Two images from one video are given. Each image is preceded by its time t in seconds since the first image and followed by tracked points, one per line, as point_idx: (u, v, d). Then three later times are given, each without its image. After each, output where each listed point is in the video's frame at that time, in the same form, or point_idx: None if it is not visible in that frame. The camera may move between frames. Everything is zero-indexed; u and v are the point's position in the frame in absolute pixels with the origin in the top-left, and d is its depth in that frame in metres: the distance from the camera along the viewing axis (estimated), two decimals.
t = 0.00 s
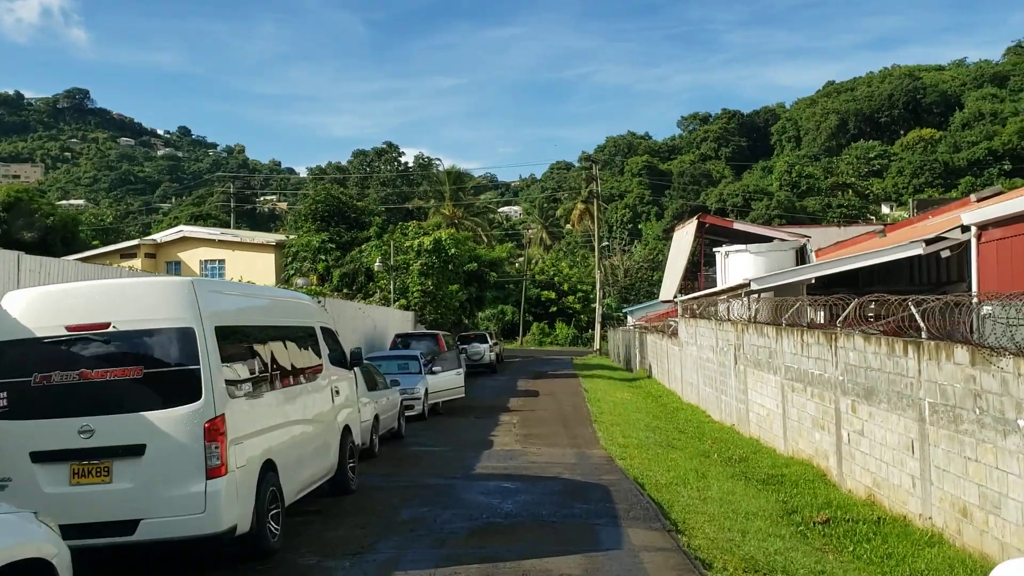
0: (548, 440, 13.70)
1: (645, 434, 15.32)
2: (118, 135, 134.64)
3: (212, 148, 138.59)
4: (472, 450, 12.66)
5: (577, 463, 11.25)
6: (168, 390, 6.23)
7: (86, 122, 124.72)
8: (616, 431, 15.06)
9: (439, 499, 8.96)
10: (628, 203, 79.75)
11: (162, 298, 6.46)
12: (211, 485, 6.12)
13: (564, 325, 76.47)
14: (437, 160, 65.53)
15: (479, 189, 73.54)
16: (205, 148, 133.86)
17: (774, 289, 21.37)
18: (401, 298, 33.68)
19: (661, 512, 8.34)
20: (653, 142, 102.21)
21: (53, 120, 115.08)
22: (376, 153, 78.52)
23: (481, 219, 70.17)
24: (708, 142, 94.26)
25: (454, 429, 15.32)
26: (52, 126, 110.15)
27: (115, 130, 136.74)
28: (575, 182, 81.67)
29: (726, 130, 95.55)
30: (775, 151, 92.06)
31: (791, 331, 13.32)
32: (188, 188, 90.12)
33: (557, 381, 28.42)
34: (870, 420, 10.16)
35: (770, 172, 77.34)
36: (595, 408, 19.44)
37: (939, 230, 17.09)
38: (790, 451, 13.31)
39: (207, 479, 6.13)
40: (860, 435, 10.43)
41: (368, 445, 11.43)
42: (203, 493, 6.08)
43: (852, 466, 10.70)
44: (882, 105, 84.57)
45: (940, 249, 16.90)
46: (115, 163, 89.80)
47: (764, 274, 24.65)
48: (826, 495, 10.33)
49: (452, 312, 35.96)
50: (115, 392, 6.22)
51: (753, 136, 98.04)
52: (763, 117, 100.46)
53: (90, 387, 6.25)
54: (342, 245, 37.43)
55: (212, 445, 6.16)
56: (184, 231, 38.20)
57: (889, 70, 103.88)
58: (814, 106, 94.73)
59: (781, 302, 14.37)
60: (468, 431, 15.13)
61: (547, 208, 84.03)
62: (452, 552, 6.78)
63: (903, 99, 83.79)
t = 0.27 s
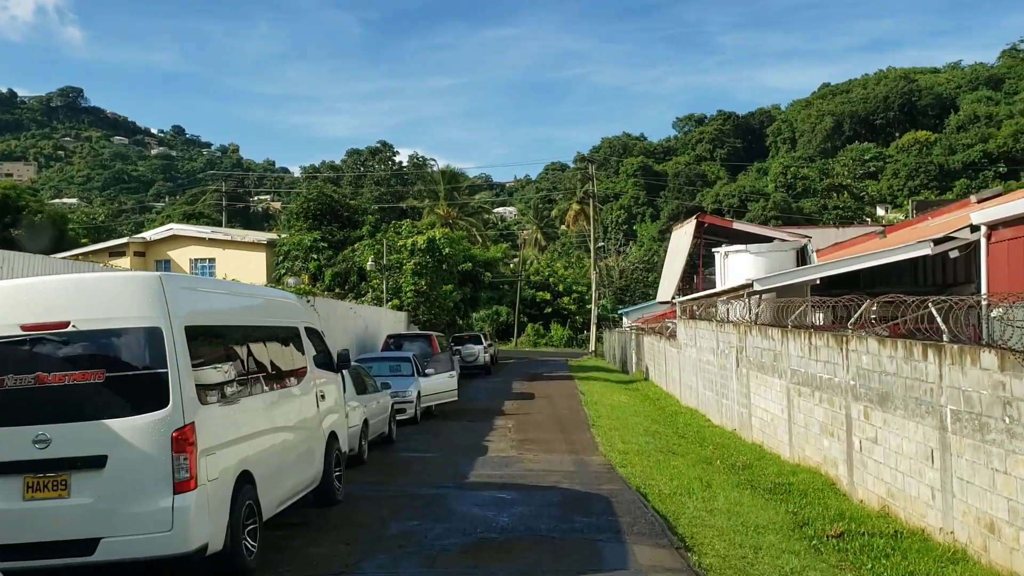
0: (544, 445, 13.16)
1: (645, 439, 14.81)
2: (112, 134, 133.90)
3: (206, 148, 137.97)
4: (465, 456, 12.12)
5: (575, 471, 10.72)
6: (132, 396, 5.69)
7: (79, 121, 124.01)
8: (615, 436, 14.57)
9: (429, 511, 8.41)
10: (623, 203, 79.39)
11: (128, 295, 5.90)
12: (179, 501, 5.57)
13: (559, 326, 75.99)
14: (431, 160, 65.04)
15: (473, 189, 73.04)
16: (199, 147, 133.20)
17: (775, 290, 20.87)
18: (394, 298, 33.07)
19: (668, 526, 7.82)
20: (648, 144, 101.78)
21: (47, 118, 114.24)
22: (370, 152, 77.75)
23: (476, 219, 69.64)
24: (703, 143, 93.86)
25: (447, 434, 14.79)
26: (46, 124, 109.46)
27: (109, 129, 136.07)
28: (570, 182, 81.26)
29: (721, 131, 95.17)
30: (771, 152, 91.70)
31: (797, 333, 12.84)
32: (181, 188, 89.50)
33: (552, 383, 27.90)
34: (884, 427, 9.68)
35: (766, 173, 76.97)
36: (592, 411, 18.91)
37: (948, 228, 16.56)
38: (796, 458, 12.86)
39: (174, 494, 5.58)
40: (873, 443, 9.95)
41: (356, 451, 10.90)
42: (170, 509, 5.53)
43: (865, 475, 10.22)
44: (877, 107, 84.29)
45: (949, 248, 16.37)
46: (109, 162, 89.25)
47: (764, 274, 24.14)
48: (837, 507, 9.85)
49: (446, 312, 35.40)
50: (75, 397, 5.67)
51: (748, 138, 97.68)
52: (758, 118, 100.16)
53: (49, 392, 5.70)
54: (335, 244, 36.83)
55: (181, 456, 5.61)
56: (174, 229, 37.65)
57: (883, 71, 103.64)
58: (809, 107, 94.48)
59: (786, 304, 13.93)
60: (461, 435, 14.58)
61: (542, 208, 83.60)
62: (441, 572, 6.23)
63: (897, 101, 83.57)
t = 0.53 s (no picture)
0: (540, 449, 12.62)
1: (645, 442, 14.27)
2: (105, 131, 132.98)
3: (201, 146, 137.26)
4: (458, 461, 11.58)
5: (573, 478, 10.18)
6: (88, 399, 5.15)
7: (73, 119, 123.23)
8: (615, 439, 14.05)
9: (418, 522, 7.86)
10: (618, 203, 78.95)
11: (85, 289, 5.34)
12: (138, 516, 5.02)
13: (554, 325, 75.46)
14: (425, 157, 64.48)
15: (468, 187, 72.47)
16: (193, 145, 132.45)
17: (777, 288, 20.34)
18: (387, 296, 32.43)
19: (674, 539, 7.29)
20: (643, 143, 101.28)
21: (40, 115, 113.36)
22: (364, 149, 77.22)
23: (471, 217, 69.02)
24: (698, 143, 93.36)
25: (439, 436, 14.24)
26: (39, 122, 108.66)
27: (103, 126, 135.24)
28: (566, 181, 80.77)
29: (717, 131, 94.71)
30: (766, 152, 91.28)
31: (804, 333, 12.33)
32: (175, 185, 88.84)
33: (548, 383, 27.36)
34: (900, 431, 9.17)
35: (761, 173, 76.48)
36: (589, 413, 18.36)
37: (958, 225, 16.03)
38: (803, 463, 12.36)
39: (133, 509, 5.03)
40: (888, 448, 9.44)
41: (343, 455, 10.37)
42: (129, 525, 4.99)
43: (879, 481, 9.71)
44: (873, 107, 83.91)
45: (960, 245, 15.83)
46: (103, 159, 88.60)
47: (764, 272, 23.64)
48: (850, 515, 9.34)
49: (440, 311, 34.83)
50: (25, 401, 5.12)
51: (743, 137, 97.23)
52: (753, 118, 99.75)
53: None
54: (327, 242, 36.20)
55: (140, 466, 5.07)
56: (164, 226, 37.12)
57: (879, 72, 103.42)
58: (805, 107, 94.13)
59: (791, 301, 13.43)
60: (454, 438, 14.03)
61: (537, 207, 83.11)
62: None
63: (892, 101, 83.23)
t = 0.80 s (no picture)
0: (541, 455, 12.07)
1: (649, 447, 13.74)
2: (104, 131, 132.37)
3: (200, 146, 136.84)
4: (455, 468, 11.01)
5: (576, 487, 9.62)
6: (41, 407, 4.60)
7: (74, 119, 123.12)
8: (619, 444, 13.51)
9: (411, 537, 7.30)
10: (617, 203, 78.48)
11: (35, 284, 4.73)
12: (91, 540, 4.46)
13: (553, 326, 74.96)
14: (424, 157, 64.01)
15: (467, 186, 71.93)
16: (192, 145, 132.06)
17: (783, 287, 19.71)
18: (384, 296, 31.83)
19: (689, 558, 6.76)
20: (642, 143, 100.78)
21: (37, 115, 112.77)
22: (362, 148, 76.80)
23: (470, 217, 68.47)
24: (697, 143, 92.86)
25: (436, 441, 13.67)
26: (38, 122, 108.25)
27: (102, 126, 135.05)
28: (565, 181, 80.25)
29: (716, 131, 94.22)
30: (766, 152, 90.81)
31: (818, 334, 11.79)
32: (172, 186, 88.50)
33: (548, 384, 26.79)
34: (924, 438, 8.63)
35: (760, 173, 75.98)
36: (591, 416, 17.83)
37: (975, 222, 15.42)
38: (816, 470, 11.83)
39: (85, 532, 4.47)
40: (911, 456, 8.90)
41: (333, 463, 9.83)
42: (84, 549, 4.43)
43: (901, 492, 9.16)
44: (872, 107, 83.48)
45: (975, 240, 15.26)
46: (102, 159, 88.22)
47: (769, 271, 23.09)
48: (872, 528, 8.82)
49: (438, 311, 34.23)
50: None
51: (742, 138, 96.74)
52: (752, 118, 99.30)
53: None
54: (323, 241, 35.61)
55: (93, 483, 4.51)
56: (158, 224, 36.47)
57: (878, 72, 103.08)
58: (804, 107, 93.76)
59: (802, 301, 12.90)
60: (452, 442, 13.46)
61: (535, 207, 82.63)
62: None
63: (892, 102, 82.79)
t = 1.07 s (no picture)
0: (544, 462, 11.49)
1: (656, 451, 13.18)
2: (104, 131, 131.92)
3: (199, 146, 136.34)
4: (454, 476, 10.42)
5: (581, 496, 9.04)
6: None
7: (74, 118, 122.75)
8: (624, 448, 12.95)
9: (405, 555, 6.71)
10: (618, 202, 77.89)
11: None
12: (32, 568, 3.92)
13: (554, 325, 74.44)
14: (423, 156, 63.47)
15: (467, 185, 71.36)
16: (192, 145, 131.61)
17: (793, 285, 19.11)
18: (382, 295, 31.19)
19: None
20: (642, 142, 100.17)
21: (37, 115, 112.20)
22: (362, 147, 76.26)
23: (470, 216, 67.88)
24: (698, 142, 92.27)
25: (434, 446, 13.08)
26: (38, 121, 107.80)
27: (101, 126, 134.62)
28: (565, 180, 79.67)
29: (716, 130, 93.59)
30: (766, 151, 90.21)
31: (836, 334, 11.22)
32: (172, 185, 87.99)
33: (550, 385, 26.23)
34: (955, 445, 8.06)
35: (761, 172, 75.39)
36: (595, 418, 17.26)
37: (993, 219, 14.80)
38: (834, 477, 11.28)
39: (26, 560, 3.92)
40: (940, 464, 8.34)
41: (323, 471, 9.30)
42: None
43: (929, 502, 8.60)
44: (873, 106, 82.94)
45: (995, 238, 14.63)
46: (102, 158, 87.75)
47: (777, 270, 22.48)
48: (898, 541, 8.27)
49: (437, 311, 33.60)
50: None
51: (743, 137, 96.12)
52: (753, 118, 98.69)
53: None
54: (320, 239, 34.99)
55: (35, 503, 3.96)
56: (153, 222, 35.82)
57: (879, 71, 102.52)
58: (806, 107, 93.21)
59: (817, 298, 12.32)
60: (450, 447, 12.87)
61: (536, 206, 82.06)
62: None
63: (894, 101, 82.21)
